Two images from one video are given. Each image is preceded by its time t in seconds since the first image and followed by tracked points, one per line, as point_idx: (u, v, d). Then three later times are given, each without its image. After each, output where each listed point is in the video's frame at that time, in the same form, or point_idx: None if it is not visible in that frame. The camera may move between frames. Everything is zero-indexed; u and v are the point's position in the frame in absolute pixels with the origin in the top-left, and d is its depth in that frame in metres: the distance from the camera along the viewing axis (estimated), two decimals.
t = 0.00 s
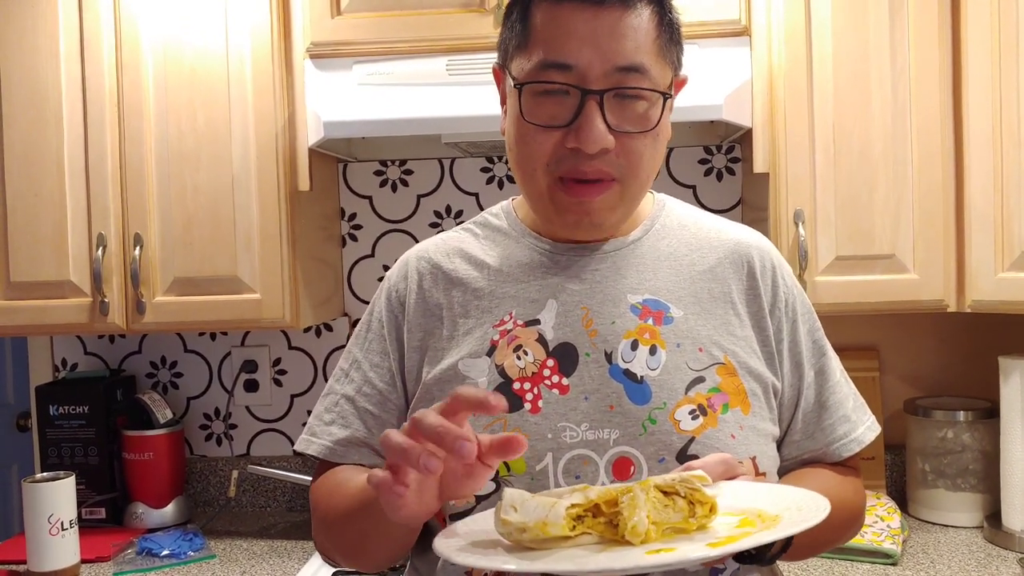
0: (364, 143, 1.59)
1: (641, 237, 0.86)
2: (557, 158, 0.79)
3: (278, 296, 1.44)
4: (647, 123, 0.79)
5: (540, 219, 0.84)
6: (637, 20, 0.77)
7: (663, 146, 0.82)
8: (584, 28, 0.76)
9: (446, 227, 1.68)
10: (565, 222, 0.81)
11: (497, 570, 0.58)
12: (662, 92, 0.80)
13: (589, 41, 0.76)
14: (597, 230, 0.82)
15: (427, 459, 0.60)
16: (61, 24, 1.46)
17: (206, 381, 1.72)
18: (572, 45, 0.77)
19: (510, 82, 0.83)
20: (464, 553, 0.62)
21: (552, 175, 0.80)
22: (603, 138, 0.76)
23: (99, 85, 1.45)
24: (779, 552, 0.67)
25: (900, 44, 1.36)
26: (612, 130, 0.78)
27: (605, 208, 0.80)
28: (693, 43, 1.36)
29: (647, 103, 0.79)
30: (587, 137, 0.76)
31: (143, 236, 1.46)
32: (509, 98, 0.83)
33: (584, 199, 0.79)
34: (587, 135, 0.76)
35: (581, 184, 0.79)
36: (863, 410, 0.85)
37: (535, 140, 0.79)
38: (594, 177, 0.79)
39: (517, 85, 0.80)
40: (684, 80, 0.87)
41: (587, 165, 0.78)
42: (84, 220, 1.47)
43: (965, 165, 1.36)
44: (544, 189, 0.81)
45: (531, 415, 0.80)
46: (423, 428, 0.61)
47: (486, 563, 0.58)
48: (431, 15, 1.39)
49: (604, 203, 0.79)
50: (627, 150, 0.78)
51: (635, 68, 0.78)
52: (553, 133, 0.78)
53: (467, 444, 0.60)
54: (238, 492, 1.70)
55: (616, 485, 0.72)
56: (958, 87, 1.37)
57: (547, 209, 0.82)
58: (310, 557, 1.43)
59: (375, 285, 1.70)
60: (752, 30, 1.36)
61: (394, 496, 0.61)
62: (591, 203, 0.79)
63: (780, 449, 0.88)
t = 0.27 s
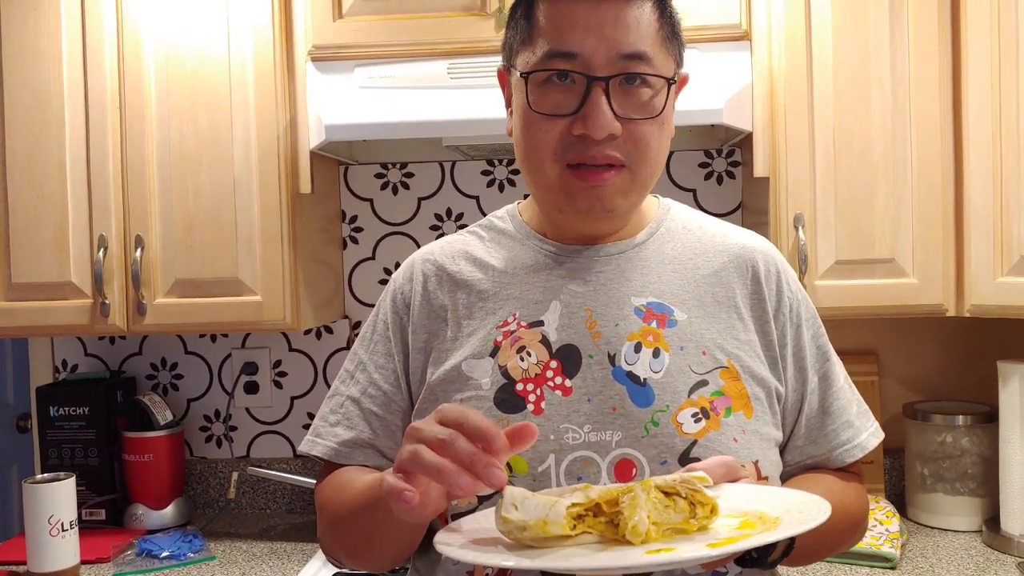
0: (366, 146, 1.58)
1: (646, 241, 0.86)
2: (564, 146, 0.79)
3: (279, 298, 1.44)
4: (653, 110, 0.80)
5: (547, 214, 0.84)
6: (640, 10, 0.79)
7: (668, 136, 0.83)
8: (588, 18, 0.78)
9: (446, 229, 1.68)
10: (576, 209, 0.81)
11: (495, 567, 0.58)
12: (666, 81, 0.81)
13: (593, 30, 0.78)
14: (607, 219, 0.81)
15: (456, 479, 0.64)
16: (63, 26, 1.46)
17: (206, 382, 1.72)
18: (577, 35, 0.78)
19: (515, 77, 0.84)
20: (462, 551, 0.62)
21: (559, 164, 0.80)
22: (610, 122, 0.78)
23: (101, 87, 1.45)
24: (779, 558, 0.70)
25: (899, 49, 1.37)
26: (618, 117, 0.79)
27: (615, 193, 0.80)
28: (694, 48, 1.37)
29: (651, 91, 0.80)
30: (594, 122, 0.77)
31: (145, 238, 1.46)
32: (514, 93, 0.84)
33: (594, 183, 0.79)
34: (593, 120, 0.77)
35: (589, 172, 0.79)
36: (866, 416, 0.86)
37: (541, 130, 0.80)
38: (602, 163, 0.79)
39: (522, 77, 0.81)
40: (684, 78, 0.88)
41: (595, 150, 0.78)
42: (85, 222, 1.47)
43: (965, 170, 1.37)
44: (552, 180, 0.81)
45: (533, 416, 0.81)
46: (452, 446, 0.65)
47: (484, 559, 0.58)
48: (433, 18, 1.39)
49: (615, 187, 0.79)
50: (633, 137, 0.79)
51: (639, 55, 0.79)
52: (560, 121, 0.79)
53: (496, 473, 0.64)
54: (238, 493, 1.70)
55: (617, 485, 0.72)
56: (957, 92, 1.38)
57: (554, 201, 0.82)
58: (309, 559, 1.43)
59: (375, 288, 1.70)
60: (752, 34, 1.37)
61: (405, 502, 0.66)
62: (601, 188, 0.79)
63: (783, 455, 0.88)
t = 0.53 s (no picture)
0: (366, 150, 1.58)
1: (651, 245, 0.86)
2: (571, 156, 0.80)
3: (279, 301, 1.44)
4: (659, 122, 0.80)
5: (551, 220, 0.85)
6: (648, 22, 0.79)
7: (674, 146, 0.83)
8: (596, 29, 0.78)
9: (447, 233, 1.68)
10: (582, 217, 0.81)
11: (510, 569, 0.58)
12: (673, 93, 0.81)
13: (601, 41, 0.78)
14: (612, 226, 0.82)
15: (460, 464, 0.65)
16: (65, 28, 1.46)
17: (206, 385, 1.72)
18: (585, 46, 0.78)
19: (522, 84, 0.84)
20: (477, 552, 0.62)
21: (565, 174, 0.80)
22: (617, 135, 0.78)
23: (102, 89, 1.45)
24: (785, 562, 0.74)
25: (899, 55, 1.37)
26: (625, 129, 0.79)
27: (620, 202, 0.80)
28: (695, 53, 1.37)
29: (658, 103, 0.80)
30: (601, 134, 0.78)
31: (145, 240, 1.46)
32: (521, 100, 0.84)
33: (600, 193, 0.80)
34: (600, 132, 0.78)
35: (596, 181, 0.80)
36: (869, 423, 0.86)
37: (548, 140, 0.80)
38: (608, 173, 0.80)
39: (530, 86, 0.82)
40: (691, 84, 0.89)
41: (601, 161, 0.79)
42: (86, 224, 1.47)
43: (965, 176, 1.37)
44: (559, 188, 0.81)
45: (536, 420, 0.81)
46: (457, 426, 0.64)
47: (497, 562, 0.58)
48: (434, 22, 1.39)
49: (620, 197, 0.80)
50: (640, 149, 0.80)
51: (646, 68, 0.79)
52: (567, 132, 0.79)
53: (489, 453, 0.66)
54: (237, 497, 1.70)
55: (632, 488, 0.72)
56: (957, 98, 1.38)
57: (560, 209, 0.82)
58: (309, 562, 1.43)
59: (375, 291, 1.70)
60: (753, 40, 1.38)
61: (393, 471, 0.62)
62: (606, 197, 0.80)
63: (786, 461, 0.88)
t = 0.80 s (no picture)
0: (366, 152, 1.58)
1: (655, 247, 0.86)
2: (574, 157, 0.80)
3: (279, 303, 1.44)
4: (665, 125, 0.80)
5: (553, 222, 0.85)
6: (656, 25, 0.78)
7: (679, 148, 0.83)
8: (603, 30, 0.78)
9: (447, 236, 1.68)
10: (583, 221, 0.82)
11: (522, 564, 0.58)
12: (678, 95, 0.81)
13: (607, 42, 0.78)
14: (614, 229, 0.83)
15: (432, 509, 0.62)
16: (66, 29, 1.46)
17: (206, 387, 1.72)
18: (592, 47, 0.78)
19: (528, 83, 0.84)
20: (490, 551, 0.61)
21: (568, 175, 0.81)
22: (620, 138, 0.78)
23: (103, 90, 1.45)
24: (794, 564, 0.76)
25: (900, 58, 1.37)
26: (629, 131, 0.79)
27: (622, 207, 0.81)
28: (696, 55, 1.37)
29: (663, 106, 0.80)
30: (604, 137, 0.78)
31: (146, 242, 1.45)
32: (527, 99, 0.85)
33: (601, 196, 0.80)
34: (604, 135, 0.78)
35: (598, 184, 0.80)
36: (872, 427, 0.86)
37: (552, 140, 0.80)
38: (610, 177, 0.80)
39: (535, 85, 0.82)
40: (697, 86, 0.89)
41: (604, 165, 0.79)
42: (86, 226, 1.47)
43: (965, 179, 1.37)
44: (561, 189, 0.82)
45: (539, 422, 0.81)
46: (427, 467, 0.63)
47: (511, 558, 0.58)
48: (435, 24, 1.39)
49: (621, 202, 0.80)
50: (643, 151, 0.80)
51: (653, 71, 0.79)
52: (571, 133, 0.80)
53: (469, 497, 0.62)
54: (237, 499, 1.70)
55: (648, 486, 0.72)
56: (957, 101, 1.38)
57: (562, 211, 0.83)
58: (308, 565, 1.42)
59: (376, 293, 1.70)
60: (754, 43, 1.38)
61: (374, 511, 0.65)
62: (608, 202, 0.80)
63: (789, 465, 0.88)
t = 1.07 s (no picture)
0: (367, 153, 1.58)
1: (656, 250, 0.86)
2: (570, 148, 0.80)
3: (279, 304, 1.44)
4: (662, 116, 0.81)
5: (554, 221, 0.85)
6: (654, 16, 0.79)
7: (677, 143, 0.83)
8: (600, 21, 0.78)
9: (447, 237, 1.68)
10: (581, 213, 0.81)
11: None
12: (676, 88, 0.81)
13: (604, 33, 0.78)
14: (612, 224, 0.82)
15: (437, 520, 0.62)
16: (67, 30, 1.46)
17: (206, 388, 1.72)
18: (588, 37, 0.79)
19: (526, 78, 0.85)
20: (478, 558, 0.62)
21: (565, 167, 0.80)
22: (616, 126, 0.78)
23: (104, 91, 1.45)
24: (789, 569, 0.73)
25: (901, 60, 1.38)
26: (625, 120, 0.79)
27: (620, 198, 0.80)
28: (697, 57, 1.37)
29: (660, 98, 0.81)
30: (600, 125, 0.78)
31: (146, 243, 1.45)
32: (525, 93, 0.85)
33: (598, 186, 0.79)
34: (600, 123, 0.78)
35: (595, 175, 0.80)
36: (873, 431, 0.86)
37: (548, 131, 0.81)
38: (608, 167, 0.79)
39: (532, 78, 0.82)
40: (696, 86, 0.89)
41: (601, 153, 0.79)
42: (87, 227, 1.47)
43: (966, 181, 1.37)
44: (557, 181, 0.81)
45: (540, 426, 0.81)
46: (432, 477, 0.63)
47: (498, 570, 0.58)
48: (435, 26, 1.39)
49: (619, 193, 0.80)
50: (640, 142, 0.79)
51: (650, 62, 0.79)
52: (567, 123, 0.80)
53: (476, 508, 0.62)
54: (237, 500, 1.69)
55: (633, 496, 0.71)
56: (958, 103, 1.38)
57: (560, 205, 0.82)
58: (308, 566, 1.42)
59: (376, 294, 1.70)
60: (754, 45, 1.38)
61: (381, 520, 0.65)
62: (605, 192, 0.80)
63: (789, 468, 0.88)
